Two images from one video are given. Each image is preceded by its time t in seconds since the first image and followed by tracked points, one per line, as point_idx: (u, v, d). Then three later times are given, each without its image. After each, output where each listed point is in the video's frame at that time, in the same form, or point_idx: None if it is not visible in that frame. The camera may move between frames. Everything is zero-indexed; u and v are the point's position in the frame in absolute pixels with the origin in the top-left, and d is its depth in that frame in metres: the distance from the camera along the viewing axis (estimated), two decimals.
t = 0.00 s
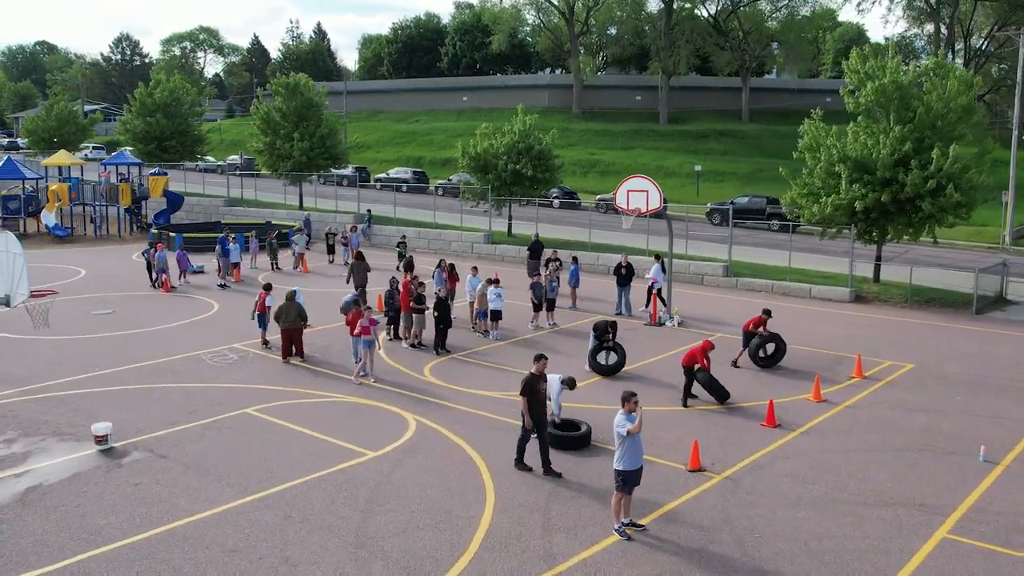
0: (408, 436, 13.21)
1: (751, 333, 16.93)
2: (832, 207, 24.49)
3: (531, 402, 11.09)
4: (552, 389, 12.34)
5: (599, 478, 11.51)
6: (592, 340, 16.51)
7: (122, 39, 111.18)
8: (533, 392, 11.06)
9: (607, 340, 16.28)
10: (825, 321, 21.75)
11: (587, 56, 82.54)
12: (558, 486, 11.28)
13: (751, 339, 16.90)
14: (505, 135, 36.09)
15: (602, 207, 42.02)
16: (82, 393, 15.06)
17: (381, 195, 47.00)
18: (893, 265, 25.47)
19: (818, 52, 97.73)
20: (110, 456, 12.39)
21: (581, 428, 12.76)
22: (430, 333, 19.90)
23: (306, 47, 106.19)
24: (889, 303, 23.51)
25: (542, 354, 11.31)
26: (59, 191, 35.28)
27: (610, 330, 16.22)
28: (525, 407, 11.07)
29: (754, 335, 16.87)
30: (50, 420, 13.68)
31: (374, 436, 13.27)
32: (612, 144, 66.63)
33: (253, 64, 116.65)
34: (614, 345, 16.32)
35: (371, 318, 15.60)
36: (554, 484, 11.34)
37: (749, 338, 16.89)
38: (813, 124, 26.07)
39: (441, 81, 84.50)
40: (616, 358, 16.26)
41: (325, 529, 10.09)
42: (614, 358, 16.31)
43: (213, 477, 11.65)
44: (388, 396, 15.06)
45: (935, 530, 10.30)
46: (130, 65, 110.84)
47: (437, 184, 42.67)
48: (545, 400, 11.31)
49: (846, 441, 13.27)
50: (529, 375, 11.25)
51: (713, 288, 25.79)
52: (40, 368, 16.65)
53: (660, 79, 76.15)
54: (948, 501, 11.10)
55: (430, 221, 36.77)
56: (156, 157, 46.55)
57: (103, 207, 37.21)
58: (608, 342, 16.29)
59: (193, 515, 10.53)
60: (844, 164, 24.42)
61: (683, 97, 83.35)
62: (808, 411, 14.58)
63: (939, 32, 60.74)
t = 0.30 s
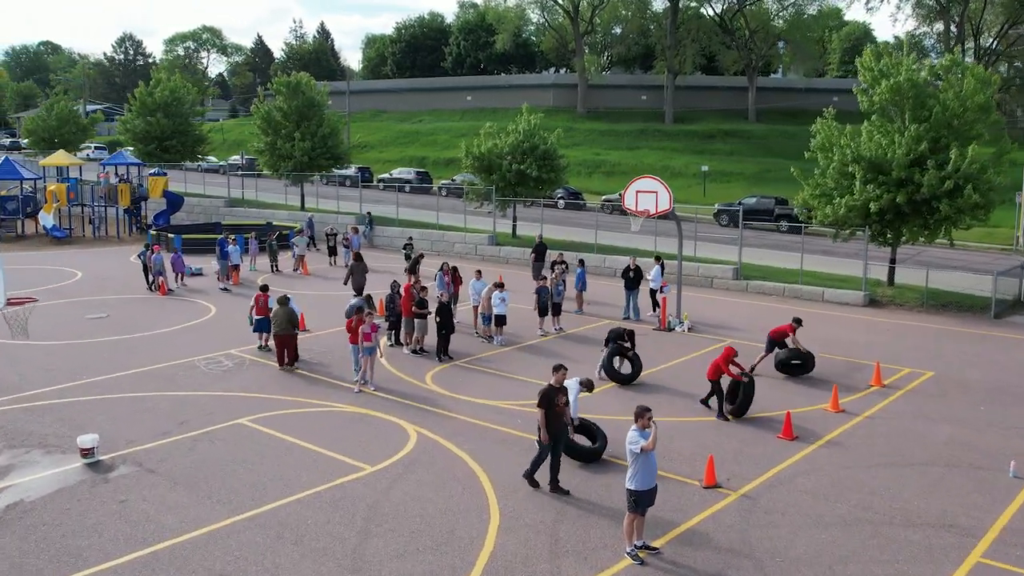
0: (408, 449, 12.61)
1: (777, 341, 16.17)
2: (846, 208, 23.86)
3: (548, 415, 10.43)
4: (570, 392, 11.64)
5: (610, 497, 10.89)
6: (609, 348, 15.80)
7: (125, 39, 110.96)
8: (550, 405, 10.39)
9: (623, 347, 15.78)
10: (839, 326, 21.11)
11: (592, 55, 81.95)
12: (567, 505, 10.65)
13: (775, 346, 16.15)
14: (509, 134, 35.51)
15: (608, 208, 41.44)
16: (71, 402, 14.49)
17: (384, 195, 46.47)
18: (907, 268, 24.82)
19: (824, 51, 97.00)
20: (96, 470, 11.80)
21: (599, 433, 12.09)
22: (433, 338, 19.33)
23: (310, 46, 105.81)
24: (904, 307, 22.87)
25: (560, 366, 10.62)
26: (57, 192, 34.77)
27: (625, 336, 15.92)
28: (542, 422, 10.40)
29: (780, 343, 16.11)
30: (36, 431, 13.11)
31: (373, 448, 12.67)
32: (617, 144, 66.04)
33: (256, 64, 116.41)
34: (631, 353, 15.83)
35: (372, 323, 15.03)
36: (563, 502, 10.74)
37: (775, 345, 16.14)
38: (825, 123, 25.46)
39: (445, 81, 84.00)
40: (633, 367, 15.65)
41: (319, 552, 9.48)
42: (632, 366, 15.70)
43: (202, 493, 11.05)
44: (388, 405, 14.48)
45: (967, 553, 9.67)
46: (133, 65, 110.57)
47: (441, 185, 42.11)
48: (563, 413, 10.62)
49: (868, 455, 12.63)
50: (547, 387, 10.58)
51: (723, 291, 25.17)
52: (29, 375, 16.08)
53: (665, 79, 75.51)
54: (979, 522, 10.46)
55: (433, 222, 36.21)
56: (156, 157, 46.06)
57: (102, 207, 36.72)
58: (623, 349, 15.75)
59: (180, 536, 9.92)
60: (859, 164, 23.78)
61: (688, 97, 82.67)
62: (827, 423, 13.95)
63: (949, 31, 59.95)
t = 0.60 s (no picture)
0: (409, 464, 12.01)
1: (796, 353, 15.40)
2: (861, 210, 23.21)
3: (565, 432, 9.75)
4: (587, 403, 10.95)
5: (622, 519, 10.27)
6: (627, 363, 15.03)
7: (129, 39, 110.73)
8: (567, 419, 9.74)
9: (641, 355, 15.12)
10: (855, 332, 20.45)
11: (597, 55, 81.27)
12: (577, 527, 10.04)
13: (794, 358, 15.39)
14: (515, 134, 34.92)
15: (615, 209, 40.83)
16: (59, 412, 13.92)
17: (388, 197, 45.95)
18: (924, 271, 24.14)
19: (833, 51, 96.17)
20: (82, 486, 11.21)
21: (619, 445, 11.39)
22: (436, 345, 18.72)
23: (314, 46, 105.41)
24: (921, 312, 22.21)
25: (579, 378, 9.93)
26: (57, 192, 34.27)
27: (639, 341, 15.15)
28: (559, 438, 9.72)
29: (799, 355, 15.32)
30: (21, 443, 12.55)
31: (373, 462, 12.06)
32: (624, 144, 65.41)
33: (260, 64, 116.14)
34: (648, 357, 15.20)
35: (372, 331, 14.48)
36: (573, 523, 10.13)
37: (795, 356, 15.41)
38: (840, 122, 24.82)
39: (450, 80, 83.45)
40: (648, 376, 15.05)
41: None
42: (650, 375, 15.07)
43: (190, 513, 10.46)
44: (389, 417, 13.90)
45: None
46: (137, 65, 110.24)
47: (445, 186, 41.56)
48: (581, 429, 9.94)
49: (892, 472, 12.01)
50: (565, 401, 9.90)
51: (734, 295, 24.53)
52: (18, 383, 15.52)
53: (672, 78, 74.83)
54: (1015, 546, 9.82)
55: (438, 224, 35.66)
56: (158, 158, 45.58)
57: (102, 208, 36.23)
58: (641, 356, 15.06)
59: (165, 561, 9.30)
60: (875, 164, 23.11)
61: (695, 96, 81.97)
62: (849, 437, 13.31)
63: (960, 29, 58.97)
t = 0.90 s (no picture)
0: (411, 480, 11.39)
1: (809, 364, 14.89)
2: (879, 212, 22.55)
3: (584, 454, 9.12)
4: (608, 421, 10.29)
5: (637, 542, 9.63)
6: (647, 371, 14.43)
7: (135, 39, 110.62)
8: (586, 441, 9.10)
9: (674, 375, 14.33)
10: (874, 337, 19.80)
11: (605, 54, 80.56)
12: (589, 553, 9.41)
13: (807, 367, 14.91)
14: (522, 134, 34.31)
15: (623, 210, 40.16)
16: (48, 423, 13.37)
17: (394, 198, 45.39)
18: (944, 275, 23.44)
19: (843, 50, 95.17)
20: (66, 504, 10.64)
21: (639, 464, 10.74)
22: (440, 352, 18.16)
23: (320, 45, 105.02)
24: (941, 317, 21.52)
25: (599, 396, 9.26)
26: (58, 193, 33.80)
27: (661, 345, 14.29)
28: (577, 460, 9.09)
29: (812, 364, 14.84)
30: (7, 457, 12.00)
31: (373, 478, 11.45)
32: (632, 144, 64.75)
33: (267, 64, 115.83)
34: (668, 358, 14.52)
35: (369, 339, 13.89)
36: (584, 547, 9.53)
37: (808, 366, 14.98)
38: (856, 121, 24.15)
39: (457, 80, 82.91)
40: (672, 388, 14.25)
41: None
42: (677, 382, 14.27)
43: (179, 534, 9.86)
44: (391, 429, 13.30)
45: None
46: (143, 65, 110.03)
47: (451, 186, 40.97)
48: (600, 452, 9.30)
49: (921, 490, 11.35)
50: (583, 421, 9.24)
51: (748, 299, 23.90)
52: (9, 391, 14.98)
53: (681, 77, 74.04)
54: None
55: (443, 225, 35.08)
56: (161, 158, 45.17)
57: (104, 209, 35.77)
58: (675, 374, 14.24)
59: None
60: (893, 165, 22.42)
61: (703, 96, 81.21)
62: (874, 451, 12.65)
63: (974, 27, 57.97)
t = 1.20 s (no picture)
0: (415, 499, 10.76)
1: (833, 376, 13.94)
2: (901, 214, 21.83)
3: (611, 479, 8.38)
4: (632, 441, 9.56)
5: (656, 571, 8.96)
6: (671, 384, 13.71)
7: (144, 38, 110.61)
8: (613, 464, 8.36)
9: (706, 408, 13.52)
10: (897, 344, 19.08)
11: (615, 54, 79.88)
12: None
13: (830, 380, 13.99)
14: (531, 134, 33.70)
15: (634, 212, 39.50)
16: (37, 435, 12.81)
17: (401, 199, 44.83)
18: (967, 279, 22.69)
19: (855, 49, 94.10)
20: (51, 524, 10.06)
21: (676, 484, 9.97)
22: (447, 359, 17.57)
23: (329, 45, 104.69)
24: (965, 323, 20.78)
25: (623, 417, 8.35)
26: (61, 193, 33.36)
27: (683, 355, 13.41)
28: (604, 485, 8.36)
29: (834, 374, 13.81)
30: None
31: (374, 497, 10.82)
32: (642, 144, 64.05)
33: (275, 64, 115.57)
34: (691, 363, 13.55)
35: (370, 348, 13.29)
36: None
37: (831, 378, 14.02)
38: (876, 120, 23.42)
39: (465, 79, 82.41)
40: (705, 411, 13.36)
41: None
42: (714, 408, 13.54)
43: (166, 558, 9.25)
44: (394, 443, 12.67)
45: None
46: (151, 65, 109.91)
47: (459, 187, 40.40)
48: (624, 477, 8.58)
49: (957, 511, 10.65)
50: (605, 445, 8.46)
51: (764, 304, 23.22)
52: None
53: (691, 76, 73.27)
54: None
55: (451, 226, 34.50)
56: (166, 157, 44.76)
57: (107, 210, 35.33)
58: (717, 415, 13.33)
59: None
60: (915, 165, 21.68)
61: (713, 96, 80.42)
62: (905, 469, 11.95)
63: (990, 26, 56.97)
